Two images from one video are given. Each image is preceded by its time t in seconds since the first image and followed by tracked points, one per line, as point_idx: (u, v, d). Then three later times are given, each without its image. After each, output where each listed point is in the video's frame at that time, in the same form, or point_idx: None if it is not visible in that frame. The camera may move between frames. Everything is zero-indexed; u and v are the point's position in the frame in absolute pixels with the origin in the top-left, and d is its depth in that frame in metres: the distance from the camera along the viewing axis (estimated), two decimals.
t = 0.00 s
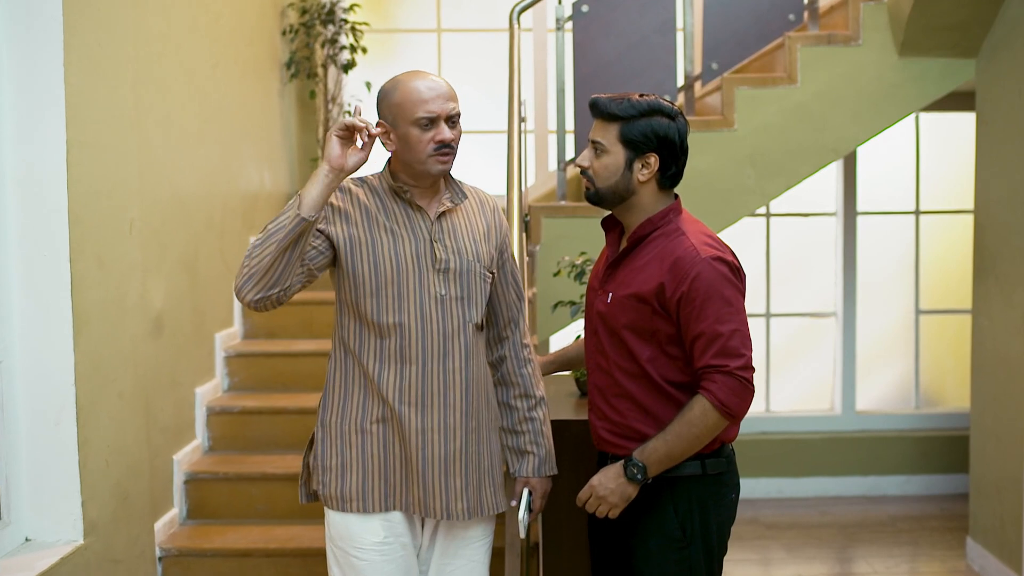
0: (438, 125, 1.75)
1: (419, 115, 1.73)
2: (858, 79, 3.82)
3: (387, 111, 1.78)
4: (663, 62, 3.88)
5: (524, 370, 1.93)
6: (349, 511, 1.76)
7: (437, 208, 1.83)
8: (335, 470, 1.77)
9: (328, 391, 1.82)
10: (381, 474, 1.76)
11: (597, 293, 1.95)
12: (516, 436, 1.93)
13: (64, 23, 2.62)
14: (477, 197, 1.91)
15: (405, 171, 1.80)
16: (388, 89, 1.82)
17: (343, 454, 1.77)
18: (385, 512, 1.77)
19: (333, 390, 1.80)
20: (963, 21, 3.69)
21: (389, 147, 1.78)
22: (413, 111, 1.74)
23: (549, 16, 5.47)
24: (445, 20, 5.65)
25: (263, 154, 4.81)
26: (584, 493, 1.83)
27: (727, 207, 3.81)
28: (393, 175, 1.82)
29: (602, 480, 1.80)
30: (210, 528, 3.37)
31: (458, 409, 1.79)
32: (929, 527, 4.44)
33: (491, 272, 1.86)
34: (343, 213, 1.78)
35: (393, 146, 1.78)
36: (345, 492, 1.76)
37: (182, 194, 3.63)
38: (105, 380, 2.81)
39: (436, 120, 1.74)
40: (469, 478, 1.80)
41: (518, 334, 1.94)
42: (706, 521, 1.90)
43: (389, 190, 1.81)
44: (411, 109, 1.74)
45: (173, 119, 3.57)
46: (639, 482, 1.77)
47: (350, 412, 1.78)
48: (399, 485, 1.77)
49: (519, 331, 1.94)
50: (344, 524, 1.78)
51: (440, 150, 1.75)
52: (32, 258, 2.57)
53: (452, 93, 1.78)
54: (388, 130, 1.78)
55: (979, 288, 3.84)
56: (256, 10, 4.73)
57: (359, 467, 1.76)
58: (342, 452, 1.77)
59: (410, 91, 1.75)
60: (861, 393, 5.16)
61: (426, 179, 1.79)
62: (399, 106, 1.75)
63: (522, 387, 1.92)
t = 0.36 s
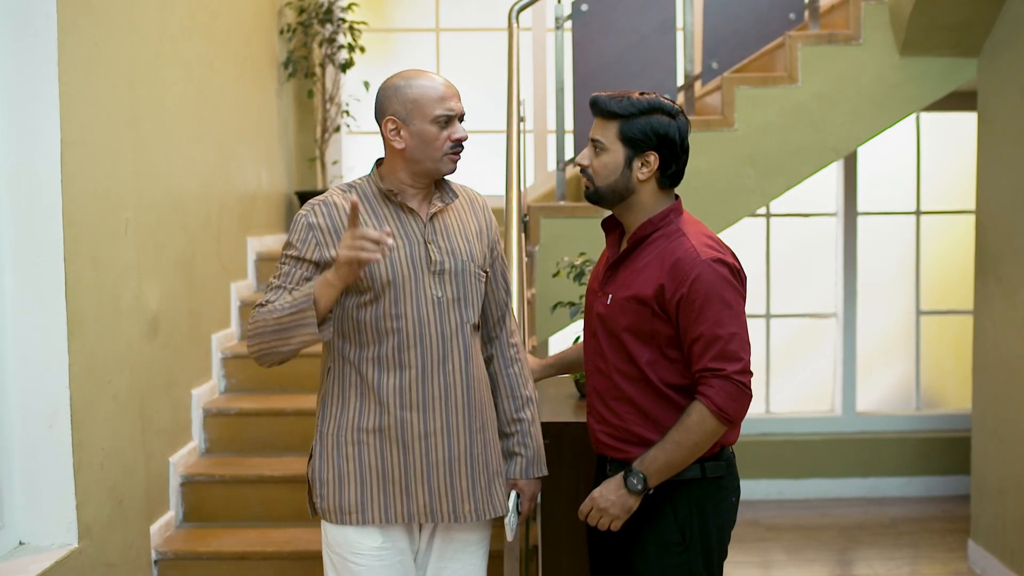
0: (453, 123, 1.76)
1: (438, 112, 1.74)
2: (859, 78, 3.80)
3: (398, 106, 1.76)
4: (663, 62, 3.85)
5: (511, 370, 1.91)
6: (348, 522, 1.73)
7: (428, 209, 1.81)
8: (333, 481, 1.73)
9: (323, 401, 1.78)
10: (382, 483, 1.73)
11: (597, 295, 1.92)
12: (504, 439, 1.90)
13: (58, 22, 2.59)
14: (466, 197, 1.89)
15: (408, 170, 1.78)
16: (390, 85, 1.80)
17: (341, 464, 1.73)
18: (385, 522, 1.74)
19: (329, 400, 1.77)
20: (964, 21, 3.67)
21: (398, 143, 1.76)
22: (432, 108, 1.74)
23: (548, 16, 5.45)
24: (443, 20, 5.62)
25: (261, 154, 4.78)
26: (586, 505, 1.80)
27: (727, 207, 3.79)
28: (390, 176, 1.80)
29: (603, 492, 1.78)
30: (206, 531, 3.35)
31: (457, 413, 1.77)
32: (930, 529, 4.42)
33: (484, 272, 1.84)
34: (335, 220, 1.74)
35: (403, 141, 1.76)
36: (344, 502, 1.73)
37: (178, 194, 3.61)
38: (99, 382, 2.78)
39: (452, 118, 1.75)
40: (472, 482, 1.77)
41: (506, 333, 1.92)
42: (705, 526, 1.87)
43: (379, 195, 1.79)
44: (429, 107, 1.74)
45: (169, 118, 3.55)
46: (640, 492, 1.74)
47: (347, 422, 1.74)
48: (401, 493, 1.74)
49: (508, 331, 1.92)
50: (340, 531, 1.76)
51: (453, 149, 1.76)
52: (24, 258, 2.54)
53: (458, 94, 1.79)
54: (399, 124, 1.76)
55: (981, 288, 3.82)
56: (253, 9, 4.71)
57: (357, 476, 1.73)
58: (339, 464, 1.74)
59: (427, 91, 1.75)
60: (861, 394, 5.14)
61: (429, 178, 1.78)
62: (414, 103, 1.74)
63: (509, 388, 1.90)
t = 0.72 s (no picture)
0: (434, 126, 1.70)
1: (416, 116, 1.68)
2: (861, 78, 3.77)
3: (380, 110, 1.72)
4: (664, 62, 3.83)
5: (504, 372, 1.89)
6: (345, 528, 1.71)
7: (423, 211, 1.78)
8: (329, 486, 1.71)
9: (318, 405, 1.76)
10: (378, 489, 1.71)
11: (598, 297, 1.90)
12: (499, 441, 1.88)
13: (55, 20, 2.56)
14: (460, 197, 1.87)
15: (395, 173, 1.75)
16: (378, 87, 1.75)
17: (336, 469, 1.71)
18: (381, 528, 1.72)
19: (325, 404, 1.74)
20: (967, 21, 3.64)
21: (381, 147, 1.73)
22: (411, 114, 1.69)
23: (548, 15, 5.42)
24: (443, 19, 5.60)
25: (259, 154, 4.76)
26: (592, 511, 1.79)
27: (729, 208, 3.77)
28: (379, 179, 1.77)
29: (607, 497, 1.76)
30: (204, 534, 3.33)
31: (454, 417, 1.74)
32: (933, 532, 4.40)
33: (480, 273, 1.82)
34: (330, 224, 1.71)
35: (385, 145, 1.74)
36: (341, 508, 1.70)
37: (176, 194, 3.59)
38: (96, 384, 2.76)
39: (432, 122, 1.70)
40: (471, 486, 1.75)
41: (499, 335, 1.90)
42: (708, 531, 1.85)
43: (372, 195, 1.75)
44: (410, 113, 1.69)
45: (167, 118, 3.52)
46: (645, 497, 1.72)
47: (343, 427, 1.72)
48: (397, 500, 1.72)
49: (501, 332, 1.90)
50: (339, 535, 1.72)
51: (435, 153, 1.71)
52: (20, 258, 2.52)
53: (448, 96, 1.73)
54: (381, 130, 1.72)
55: (984, 290, 3.80)
56: (252, 8, 4.69)
57: (354, 481, 1.71)
58: (335, 470, 1.71)
59: (405, 91, 1.70)
60: (863, 395, 5.12)
61: (415, 181, 1.75)
62: (395, 106, 1.70)
63: (504, 391, 1.88)
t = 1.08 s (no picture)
0: (434, 126, 1.66)
1: (416, 116, 1.65)
2: (863, 78, 3.75)
3: (380, 110, 1.69)
4: (664, 62, 3.81)
5: (506, 375, 1.86)
6: (341, 533, 1.68)
7: (425, 212, 1.76)
8: (324, 491, 1.69)
9: (317, 408, 1.75)
10: (375, 494, 1.69)
11: (598, 299, 1.88)
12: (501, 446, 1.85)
13: (50, 19, 2.54)
14: (463, 199, 1.85)
15: (395, 174, 1.72)
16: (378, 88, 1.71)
17: (332, 473, 1.69)
18: (377, 533, 1.69)
19: (323, 408, 1.73)
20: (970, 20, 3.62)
21: (381, 146, 1.70)
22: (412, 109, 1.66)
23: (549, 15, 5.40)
24: (443, 18, 5.58)
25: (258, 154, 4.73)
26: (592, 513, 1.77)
27: (730, 208, 3.75)
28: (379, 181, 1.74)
29: (607, 500, 1.73)
30: (202, 536, 3.30)
31: (453, 422, 1.72)
32: (935, 533, 4.37)
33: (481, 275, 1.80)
34: (333, 222, 1.68)
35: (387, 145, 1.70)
36: (337, 512, 1.68)
37: (174, 195, 3.56)
38: (92, 386, 2.74)
39: (432, 122, 1.66)
40: (469, 491, 1.73)
41: (501, 337, 1.87)
42: (710, 535, 1.82)
43: (374, 195, 1.73)
44: (409, 107, 1.66)
45: (164, 118, 3.50)
46: (645, 500, 1.70)
47: (339, 430, 1.70)
48: (394, 505, 1.69)
49: (504, 335, 1.88)
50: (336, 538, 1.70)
51: (436, 154, 1.67)
52: (14, 258, 2.49)
53: (448, 94, 1.69)
54: (380, 129, 1.70)
55: (987, 290, 3.78)
56: (251, 7, 4.66)
57: (349, 485, 1.68)
58: (331, 474, 1.69)
59: (406, 87, 1.67)
60: (865, 396, 5.09)
61: (415, 182, 1.72)
62: (394, 105, 1.67)
63: (505, 394, 1.85)
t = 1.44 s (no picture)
0: (445, 122, 1.65)
1: (427, 109, 1.64)
2: (865, 77, 3.73)
3: (393, 101, 1.68)
4: (665, 61, 3.79)
5: (514, 378, 1.84)
6: (348, 538, 1.66)
7: (435, 214, 1.74)
8: (332, 495, 1.66)
9: (324, 412, 1.72)
10: (383, 498, 1.66)
11: (602, 299, 1.86)
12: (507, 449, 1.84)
13: (46, 17, 2.52)
14: (473, 200, 1.82)
15: (405, 171, 1.70)
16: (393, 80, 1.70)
17: (340, 477, 1.66)
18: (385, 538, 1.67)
19: (330, 410, 1.70)
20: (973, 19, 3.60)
21: (390, 139, 1.69)
22: (422, 104, 1.64)
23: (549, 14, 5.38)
24: (443, 18, 5.55)
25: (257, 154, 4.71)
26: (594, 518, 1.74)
27: (732, 208, 3.73)
28: (389, 177, 1.72)
29: (611, 505, 1.71)
30: (200, 539, 3.29)
31: (461, 426, 1.70)
32: (937, 535, 4.35)
33: (491, 278, 1.79)
34: (340, 224, 1.66)
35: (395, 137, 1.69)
36: (344, 517, 1.65)
37: (172, 195, 3.54)
38: (88, 387, 2.71)
39: (443, 118, 1.65)
40: (476, 496, 1.71)
41: (510, 340, 1.85)
42: (714, 538, 1.80)
43: (384, 196, 1.71)
44: (421, 103, 1.65)
45: (162, 117, 3.48)
46: (649, 504, 1.68)
47: (347, 434, 1.67)
48: (402, 509, 1.67)
49: (512, 337, 1.85)
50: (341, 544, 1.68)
51: (441, 150, 1.65)
52: (10, 258, 2.47)
53: (463, 93, 1.68)
54: (392, 120, 1.68)
55: (990, 290, 3.75)
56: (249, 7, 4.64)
57: (357, 489, 1.66)
58: (339, 478, 1.66)
59: (420, 82, 1.66)
60: (867, 396, 5.07)
61: (424, 180, 1.70)
62: (407, 97, 1.66)
63: (512, 397, 1.83)
